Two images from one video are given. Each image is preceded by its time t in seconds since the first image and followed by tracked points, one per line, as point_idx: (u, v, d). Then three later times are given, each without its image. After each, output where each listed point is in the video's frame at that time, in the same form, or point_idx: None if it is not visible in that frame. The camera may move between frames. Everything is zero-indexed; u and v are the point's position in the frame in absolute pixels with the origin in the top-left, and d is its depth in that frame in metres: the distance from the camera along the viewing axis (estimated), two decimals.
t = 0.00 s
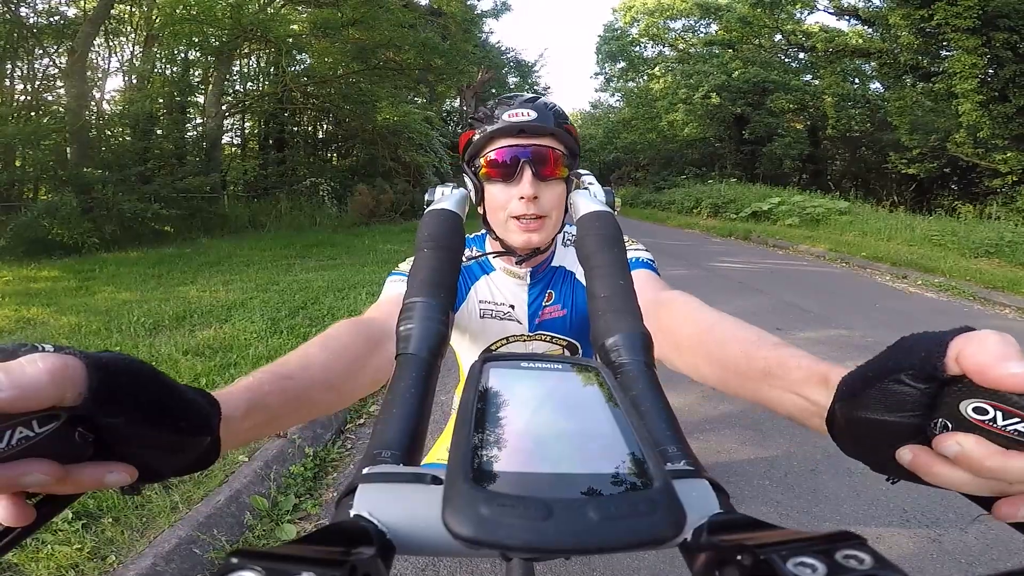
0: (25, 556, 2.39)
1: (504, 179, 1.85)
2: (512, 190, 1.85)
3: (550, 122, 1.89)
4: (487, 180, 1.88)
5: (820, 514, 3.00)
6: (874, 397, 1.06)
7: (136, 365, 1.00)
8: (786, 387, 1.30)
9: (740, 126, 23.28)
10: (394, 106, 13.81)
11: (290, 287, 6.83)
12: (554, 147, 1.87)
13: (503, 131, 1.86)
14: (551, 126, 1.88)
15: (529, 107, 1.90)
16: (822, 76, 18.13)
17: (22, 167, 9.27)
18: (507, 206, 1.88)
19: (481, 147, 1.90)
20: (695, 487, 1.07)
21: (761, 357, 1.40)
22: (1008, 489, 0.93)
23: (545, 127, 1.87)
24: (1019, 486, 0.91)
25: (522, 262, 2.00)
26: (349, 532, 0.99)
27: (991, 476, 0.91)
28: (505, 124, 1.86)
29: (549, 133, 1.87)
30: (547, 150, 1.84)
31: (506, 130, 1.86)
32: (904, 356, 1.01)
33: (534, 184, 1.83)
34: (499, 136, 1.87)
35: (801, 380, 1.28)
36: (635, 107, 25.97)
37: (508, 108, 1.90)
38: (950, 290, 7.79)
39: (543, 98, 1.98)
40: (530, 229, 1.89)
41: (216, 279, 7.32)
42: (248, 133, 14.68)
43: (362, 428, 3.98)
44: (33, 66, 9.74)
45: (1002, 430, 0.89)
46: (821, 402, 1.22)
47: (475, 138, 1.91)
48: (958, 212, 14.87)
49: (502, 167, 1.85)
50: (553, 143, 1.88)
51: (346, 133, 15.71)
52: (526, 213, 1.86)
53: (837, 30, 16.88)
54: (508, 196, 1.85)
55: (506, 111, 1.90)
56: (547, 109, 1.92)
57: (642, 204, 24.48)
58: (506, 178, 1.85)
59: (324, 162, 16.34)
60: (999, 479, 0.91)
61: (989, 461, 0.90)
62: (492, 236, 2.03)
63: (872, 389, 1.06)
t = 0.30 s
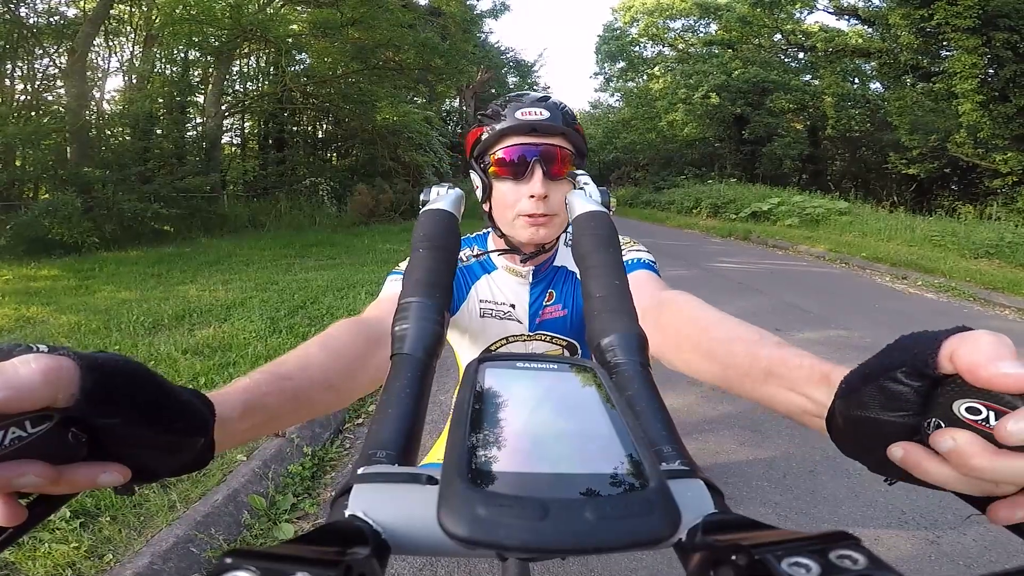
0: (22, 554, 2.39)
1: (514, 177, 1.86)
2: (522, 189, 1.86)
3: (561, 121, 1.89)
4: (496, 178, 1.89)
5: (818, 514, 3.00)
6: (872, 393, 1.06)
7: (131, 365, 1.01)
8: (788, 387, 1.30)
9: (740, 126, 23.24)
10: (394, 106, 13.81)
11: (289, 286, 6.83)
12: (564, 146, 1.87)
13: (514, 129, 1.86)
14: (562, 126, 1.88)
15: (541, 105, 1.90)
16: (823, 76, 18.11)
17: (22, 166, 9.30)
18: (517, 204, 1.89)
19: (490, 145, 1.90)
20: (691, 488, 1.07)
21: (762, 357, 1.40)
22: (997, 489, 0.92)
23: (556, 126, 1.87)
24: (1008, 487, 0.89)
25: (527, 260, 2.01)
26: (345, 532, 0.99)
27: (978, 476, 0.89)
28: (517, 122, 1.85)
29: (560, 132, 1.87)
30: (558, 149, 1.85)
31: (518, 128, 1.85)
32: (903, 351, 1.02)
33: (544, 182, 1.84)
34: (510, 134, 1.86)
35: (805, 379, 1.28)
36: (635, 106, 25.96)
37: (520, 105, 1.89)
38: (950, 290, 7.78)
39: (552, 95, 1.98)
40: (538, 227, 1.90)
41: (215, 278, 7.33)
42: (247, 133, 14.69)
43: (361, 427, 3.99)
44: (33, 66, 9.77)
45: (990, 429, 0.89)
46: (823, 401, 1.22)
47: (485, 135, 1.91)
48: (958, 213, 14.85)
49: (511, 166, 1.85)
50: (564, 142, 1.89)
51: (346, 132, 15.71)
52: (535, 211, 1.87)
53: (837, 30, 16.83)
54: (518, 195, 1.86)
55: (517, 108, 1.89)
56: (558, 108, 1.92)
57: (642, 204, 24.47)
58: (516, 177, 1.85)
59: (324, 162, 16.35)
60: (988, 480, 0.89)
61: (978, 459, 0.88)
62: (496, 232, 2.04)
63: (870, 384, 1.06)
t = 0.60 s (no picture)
0: (21, 557, 2.40)
1: (519, 177, 1.85)
2: (526, 189, 1.85)
3: (567, 124, 1.91)
4: (501, 179, 1.88)
5: (820, 515, 3.00)
6: (873, 402, 1.04)
7: (132, 367, 1.00)
8: (785, 399, 1.30)
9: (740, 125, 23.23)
10: (393, 106, 13.82)
11: (289, 287, 6.84)
12: (569, 148, 1.88)
13: (520, 129, 1.86)
14: (568, 128, 1.89)
15: (546, 106, 1.91)
16: (822, 75, 18.10)
17: (23, 168, 9.33)
18: (520, 206, 1.87)
19: (495, 145, 1.90)
20: (690, 487, 1.07)
21: (761, 368, 1.40)
22: (995, 490, 0.93)
23: (562, 127, 1.88)
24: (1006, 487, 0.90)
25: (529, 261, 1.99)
26: (345, 531, 0.99)
27: (973, 476, 0.91)
28: (523, 122, 1.86)
29: (566, 134, 1.88)
30: (562, 149, 1.85)
31: (523, 127, 1.86)
32: (896, 360, 1.00)
33: (549, 183, 1.83)
34: (515, 134, 1.87)
35: (802, 392, 1.28)
36: (635, 106, 25.95)
37: (525, 106, 1.90)
38: (951, 289, 7.77)
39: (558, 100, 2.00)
40: (542, 230, 1.87)
41: (215, 280, 7.34)
42: (247, 134, 14.86)
43: (361, 429, 3.99)
44: (32, 68, 9.81)
45: (991, 429, 0.89)
46: (822, 414, 1.22)
47: (490, 136, 1.92)
48: (959, 211, 14.83)
49: (515, 166, 1.85)
50: (569, 144, 1.89)
51: (346, 133, 15.72)
52: (539, 213, 1.85)
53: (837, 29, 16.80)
54: (522, 195, 1.84)
55: (523, 109, 1.90)
56: (564, 111, 1.94)
57: (642, 204, 24.46)
58: (520, 177, 1.85)
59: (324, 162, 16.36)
60: (983, 479, 0.90)
61: (972, 459, 0.89)
62: (499, 236, 2.02)
63: (870, 395, 1.05)
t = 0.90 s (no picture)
0: (20, 557, 2.40)
1: (523, 178, 1.86)
2: (530, 191, 1.87)
3: (572, 124, 1.89)
4: (504, 179, 1.89)
5: (822, 517, 2.99)
6: (869, 406, 1.03)
7: (130, 368, 1.00)
8: (783, 404, 1.30)
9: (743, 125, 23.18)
10: (395, 107, 13.83)
11: (290, 287, 6.86)
12: (573, 149, 1.87)
13: (525, 130, 1.85)
14: (573, 129, 1.88)
15: (552, 106, 1.89)
16: (825, 75, 18.08)
17: (25, 168, 9.38)
18: (523, 206, 1.89)
19: (499, 145, 1.89)
20: (689, 487, 1.07)
21: (758, 372, 1.39)
22: (997, 491, 0.92)
23: (567, 128, 1.87)
24: (1007, 488, 0.90)
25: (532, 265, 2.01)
26: (344, 532, 0.99)
27: (974, 477, 0.91)
28: (527, 123, 1.84)
29: (571, 135, 1.87)
30: (566, 151, 1.85)
31: (527, 129, 1.85)
32: (891, 366, 0.99)
33: (553, 185, 1.84)
34: (519, 135, 1.86)
35: (798, 397, 1.28)
36: (637, 106, 25.96)
37: (529, 106, 1.88)
38: (954, 290, 7.75)
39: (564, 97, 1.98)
40: (546, 231, 1.91)
41: (216, 280, 7.36)
42: (248, 134, 15.02)
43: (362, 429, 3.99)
44: (35, 68, 9.87)
45: (991, 429, 0.89)
46: (819, 421, 1.21)
47: (493, 136, 1.91)
48: (962, 212, 14.79)
49: (519, 167, 1.86)
50: (574, 145, 1.89)
51: (348, 133, 15.74)
52: (543, 214, 1.88)
53: (839, 29, 16.77)
54: (526, 197, 1.87)
55: (526, 108, 1.88)
56: (568, 110, 1.92)
57: (644, 204, 24.44)
58: (524, 178, 1.86)
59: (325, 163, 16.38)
60: (984, 480, 0.90)
61: (972, 461, 0.89)
62: (502, 234, 2.04)
63: (865, 400, 1.04)
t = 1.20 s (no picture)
0: (20, 558, 2.40)
1: (516, 180, 1.85)
2: (524, 192, 1.85)
3: (566, 125, 1.89)
4: (499, 180, 1.89)
5: (825, 517, 2.98)
6: (874, 406, 1.02)
7: (136, 368, 1.00)
8: (783, 406, 1.29)
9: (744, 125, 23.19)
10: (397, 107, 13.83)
11: (291, 287, 6.85)
12: (568, 150, 1.87)
13: (518, 132, 1.86)
14: (567, 129, 1.88)
15: (545, 107, 1.89)
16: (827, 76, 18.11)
17: (25, 167, 9.43)
18: (518, 208, 1.87)
19: (494, 146, 1.90)
20: (694, 487, 1.07)
21: (760, 374, 1.39)
22: (1002, 490, 0.92)
23: (560, 129, 1.87)
24: (1011, 488, 0.90)
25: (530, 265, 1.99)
26: (347, 532, 0.98)
27: (980, 477, 0.91)
28: (521, 124, 1.85)
29: (565, 135, 1.87)
30: (561, 151, 1.84)
31: (521, 129, 1.85)
32: (897, 364, 0.98)
33: (547, 186, 1.83)
34: (514, 136, 1.87)
35: (800, 400, 1.27)
36: (638, 106, 25.96)
37: (523, 107, 1.90)
38: (956, 291, 7.75)
39: (559, 98, 1.98)
40: (539, 233, 1.89)
41: (217, 279, 7.35)
42: (250, 134, 15.04)
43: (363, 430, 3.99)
44: (37, 67, 9.90)
45: (996, 430, 0.89)
46: (821, 424, 1.21)
47: (489, 137, 1.92)
48: (964, 212, 14.81)
49: (513, 167, 1.85)
50: (569, 146, 1.88)
51: (349, 132, 15.72)
52: (536, 215, 1.86)
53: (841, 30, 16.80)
54: (519, 199, 1.85)
55: (521, 110, 1.89)
56: (563, 110, 1.92)
57: (644, 204, 24.44)
58: (517, 179, 1.85)
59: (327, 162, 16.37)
60: (991, 481, 0.91)
61: (977, 462, 0.90)
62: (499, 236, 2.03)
63: (870, 400, 1.03)
